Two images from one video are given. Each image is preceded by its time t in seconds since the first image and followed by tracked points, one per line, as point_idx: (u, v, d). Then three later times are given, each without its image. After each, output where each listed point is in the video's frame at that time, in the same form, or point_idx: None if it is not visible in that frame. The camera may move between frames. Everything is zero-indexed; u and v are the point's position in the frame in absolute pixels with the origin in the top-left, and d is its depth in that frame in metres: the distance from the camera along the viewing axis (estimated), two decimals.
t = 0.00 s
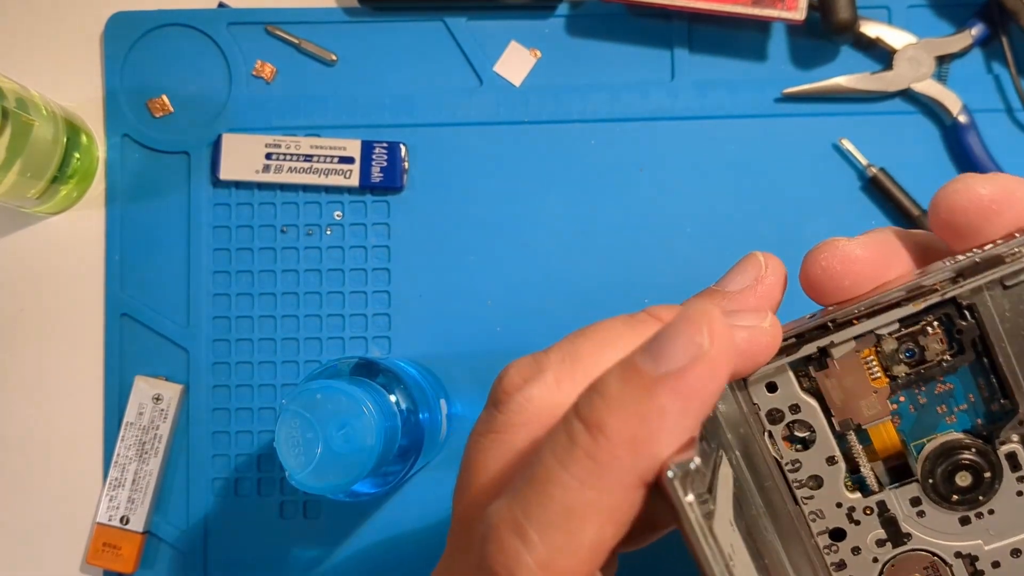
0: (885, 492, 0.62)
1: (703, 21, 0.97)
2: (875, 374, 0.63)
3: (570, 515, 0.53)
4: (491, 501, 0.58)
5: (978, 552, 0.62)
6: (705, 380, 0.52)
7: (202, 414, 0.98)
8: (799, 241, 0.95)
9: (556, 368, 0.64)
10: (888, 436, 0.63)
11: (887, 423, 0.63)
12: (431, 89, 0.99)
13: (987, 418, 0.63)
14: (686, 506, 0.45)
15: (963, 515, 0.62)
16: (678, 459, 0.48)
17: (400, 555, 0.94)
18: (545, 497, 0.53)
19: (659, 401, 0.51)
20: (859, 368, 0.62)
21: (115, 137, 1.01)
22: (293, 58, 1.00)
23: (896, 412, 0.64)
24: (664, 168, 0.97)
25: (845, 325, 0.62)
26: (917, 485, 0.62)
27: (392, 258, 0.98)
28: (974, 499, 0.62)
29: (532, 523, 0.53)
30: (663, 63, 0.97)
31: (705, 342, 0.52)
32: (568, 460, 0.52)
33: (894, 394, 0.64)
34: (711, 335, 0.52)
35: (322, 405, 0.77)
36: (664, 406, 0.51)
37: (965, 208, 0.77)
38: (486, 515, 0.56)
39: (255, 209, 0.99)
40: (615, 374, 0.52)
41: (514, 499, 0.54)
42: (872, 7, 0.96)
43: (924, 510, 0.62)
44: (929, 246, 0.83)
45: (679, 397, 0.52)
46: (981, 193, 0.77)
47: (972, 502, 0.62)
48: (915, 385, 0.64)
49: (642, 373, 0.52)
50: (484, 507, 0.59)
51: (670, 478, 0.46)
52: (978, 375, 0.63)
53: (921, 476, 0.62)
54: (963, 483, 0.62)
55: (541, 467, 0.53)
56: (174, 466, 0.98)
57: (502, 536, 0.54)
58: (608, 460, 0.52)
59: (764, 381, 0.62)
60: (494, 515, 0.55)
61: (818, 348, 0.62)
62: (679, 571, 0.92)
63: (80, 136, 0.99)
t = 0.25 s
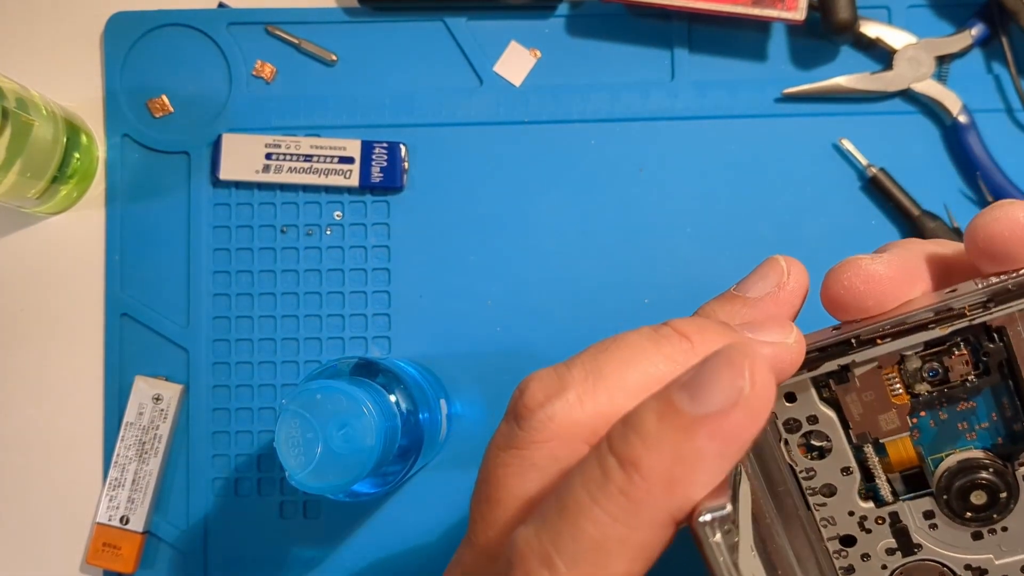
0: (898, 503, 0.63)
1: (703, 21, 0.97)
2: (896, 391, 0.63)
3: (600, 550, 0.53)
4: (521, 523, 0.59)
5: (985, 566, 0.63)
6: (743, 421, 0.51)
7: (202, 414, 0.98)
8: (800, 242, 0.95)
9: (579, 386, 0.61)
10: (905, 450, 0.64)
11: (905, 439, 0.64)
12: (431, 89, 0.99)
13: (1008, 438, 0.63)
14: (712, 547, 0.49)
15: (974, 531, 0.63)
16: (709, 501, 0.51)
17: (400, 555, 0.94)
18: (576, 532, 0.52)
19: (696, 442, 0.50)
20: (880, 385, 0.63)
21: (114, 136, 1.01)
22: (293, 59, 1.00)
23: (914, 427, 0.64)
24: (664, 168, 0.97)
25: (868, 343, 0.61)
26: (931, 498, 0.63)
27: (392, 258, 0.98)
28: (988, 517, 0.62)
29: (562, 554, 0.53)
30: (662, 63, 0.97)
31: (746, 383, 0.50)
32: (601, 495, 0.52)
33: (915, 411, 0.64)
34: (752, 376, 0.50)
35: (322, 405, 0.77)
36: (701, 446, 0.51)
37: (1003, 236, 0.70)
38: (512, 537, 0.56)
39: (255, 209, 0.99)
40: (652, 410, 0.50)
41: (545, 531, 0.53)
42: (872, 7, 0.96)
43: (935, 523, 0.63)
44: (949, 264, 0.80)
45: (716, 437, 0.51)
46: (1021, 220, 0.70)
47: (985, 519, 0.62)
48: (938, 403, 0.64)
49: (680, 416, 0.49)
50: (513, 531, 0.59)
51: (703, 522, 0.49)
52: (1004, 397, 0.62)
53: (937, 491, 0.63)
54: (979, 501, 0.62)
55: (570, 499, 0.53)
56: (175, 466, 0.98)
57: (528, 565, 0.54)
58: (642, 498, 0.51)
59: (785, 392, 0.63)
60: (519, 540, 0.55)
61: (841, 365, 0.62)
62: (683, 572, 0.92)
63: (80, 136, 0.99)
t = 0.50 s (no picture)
0: (897, 502, 0.64)
1: (703, 21, 0.97)
2: (896, 392, 0.63)
3: (607, 548, 0.53)
4: (528, 522, 0.59)
5: (983, 566, 0.64)
6: (750, 421, 0.51)
7: (202, 414, 0.98)
8: (800, 242, 0.95)
9: (583, 384, 0.61)
10: (905, 449, 0.64)
11: (904, 439, 0.64)
12: (431, 89, 0.99)
13: (1008, 441, 0.63)
14: (718, 546, 0.50)
15: (972, 531, 0.63)
16: (716, 502, 0.52)
17: (400, 554, 0.94)
18: (583, 530, 0.52)
19: (702, 442, 0.50)
20: (880, 385, 0.63)
21: (114, 137, 1.01)
22: (293, 59, 1.00)
23: (914, 426, 0.64)
24: (664, 168, 0.97)
25: (868, 344, 0.60)
26: (930, 498, 0.63)
27: (392, 258, 0.98)
28: (987, 519, 0.62)
29: (569, 551, 0.53)
30: (662, 63, 0.97)
31: (753, 384, 0.50)
32: (608, 493, 0.52)
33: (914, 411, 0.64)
34: (759, 377, 0.50)
35: (322, 405, 0.77)
36: (708, 446, 0.51)
37: (1006, 247, 0.70)
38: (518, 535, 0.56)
39: (255, 209, 0.99)
40: (659, 410, 0.51)
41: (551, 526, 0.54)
42: (872, 7, 0.96)
43: (933, 522, 0.64)
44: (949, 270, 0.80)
45: (722, 436, 0.51)
46: None
47: (984, 520, 0.62)
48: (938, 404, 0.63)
49: (687, 416, 0.50)
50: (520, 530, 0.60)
51: (709, 523, 0.50)
52: (1004, 400, 0.62)
53: (936, 490, 0.63)
54: (978, 502, 0.62)
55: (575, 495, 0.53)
56: (175, 466, 0.98)
57: (535, 562, 0.53)
58: (650, 496, 0.52)
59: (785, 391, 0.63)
60: (526, 539, 0.54)
61: (841, 365, 0.62)
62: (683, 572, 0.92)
63: (80, 136, 0.99)
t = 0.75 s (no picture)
0: (896, 501, 0.63)
1: (703, 21, 0.97)
2: (893, 389, 0.63)
3: (604, 527, 0.54)
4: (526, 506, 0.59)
5: (984, 567, 0.62)
6: (745, 403, 0.51)
7: (202, 414, 0.98)
8: (800, 243, 0.95)
9: (585, 375, 0.61)
10: (904, 448, 0.64)
11: (904, 437, 0.64)
12: (431, 89, 0.99)
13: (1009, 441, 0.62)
14: (713, 525, 0.48)
15: (972, 531, 0.62)
16: (711, 481, 0.51)
17: (400, 555, 0.94)
18: (582, 509, 0.53)
19: (699, 423, 0.51)
20: (877, 383, 0.63)
21: (115, 137, 1.01)
22: (293, 59, 1.00)
23: (913, 426, 0.64)
24: (664, 168, 0.97)
25: (865, 341, 0.61)
26: (929, 498, 0.63)
27: (392, 258, 0.98)
28: (986, 519, 0.61)
29: (568, 532, 0.53)
30: (662, 63, 0.97)
31: (749, 366, 0.50)
32: (606, 473, 0.53)
33: (912, 410, 0.63)
34: (753, 359, 0.50)
35: (322, 405, 0.77)
36: (704, 426, 0.51)
37: (1005, 253, 0.70)
38: (518, 518, 0.57)
39: (255, 209, 0.99)
40: (657, 392, 0.51)
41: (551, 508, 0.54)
42: (872, 7, 0.96)
43: (933, 522, 0.63)
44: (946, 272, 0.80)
45: (719, 417, 0.51)
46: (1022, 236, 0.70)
47: (983, 520, 0.62)
48: (937, 403, 0.63)
49: (683, 397, 0.50)
50: (520, 512, 0.60)
51: (704, 500, 0.49)
52: (1005, 400, 0.62)
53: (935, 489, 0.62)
54: (976, 503, 0.61)
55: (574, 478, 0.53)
56: (175, 466, 0.98)
57: (535, 543, 0.54)
58: (648, 477, 0.52)
59: (784, 386, 0.63)
60: (526, 521, 0.55)
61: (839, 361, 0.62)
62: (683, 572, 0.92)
63: (80, 136, 0.99)
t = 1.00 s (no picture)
0: (893, 497, 0.62)
1: (703, 21, 0.97)
2: (889, 385, 0.62)
3: (604, 518, 0.54)
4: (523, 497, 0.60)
5: (981, 561, 0.61)
6: (740, 393, 0.52)
7: (202, 414, 0.98)
8: (799, 242, 0.95)
9: (583, 370, 0.62)
10: (901, 444, 0.63)
11: (900, 433, 0.63)
12: (431, 89, 0.99)
13: (1006, 437, 0.61)
14: (710, 514, 0.50)
15: (969, 527, 0.61)
16: (705, 469, 0.53)
17: (401, 555, 0.94)
18: (579, 500, 0.53)
19: (693, 413, 0.51)
20: (873, 378, 0.62)
21: (115, 137, 1.01)
22: (293, 59, 1.00)
23: (909, 423, 0.63)
24: (664, 168, 0.97)
25: (860, 337, 0.61)
26: (926, 493, 0.61)
27: (392, 258, 0.98)
28: (982, 513, 0.60)
29: (565, 523, 0.54)
30: (662, 63, 0.97)
31: (742, 358, 0.51)
32: (602, 464, 0.53)
33: (908, 407, 0.63)
34: (746, 348, 0.51)
35: (322, 405, 0.77)
36: (698, 415, 0.52)
37: (997, 251, 0.71)
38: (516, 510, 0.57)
39: (255, 209, 0.99)
40: (652, 383, 0.52)
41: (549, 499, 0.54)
42: (872, 7, 0.96)
43: (930, 518, 0.61)
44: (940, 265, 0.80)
45: (712, 407, 0.52)
46: (1013, 233, 0.71)
47: (980, 515, 0.60)
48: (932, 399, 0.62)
49: (677, 386, 0.51)
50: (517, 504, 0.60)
51: (699, 488, 0.51)
52: (999, 396, 0.61)
53: (931, 485, 0.61)
54: (972, 497, 0.60)
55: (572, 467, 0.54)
56: (175, 466, 0.98)
57: (533, 535, 0.55)
58: (645, 468, 0.52)
59: (780, 384, 0.63)
60: (524, 514, 0.55)
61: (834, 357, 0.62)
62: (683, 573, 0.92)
63: (80, 136, 0.99)
